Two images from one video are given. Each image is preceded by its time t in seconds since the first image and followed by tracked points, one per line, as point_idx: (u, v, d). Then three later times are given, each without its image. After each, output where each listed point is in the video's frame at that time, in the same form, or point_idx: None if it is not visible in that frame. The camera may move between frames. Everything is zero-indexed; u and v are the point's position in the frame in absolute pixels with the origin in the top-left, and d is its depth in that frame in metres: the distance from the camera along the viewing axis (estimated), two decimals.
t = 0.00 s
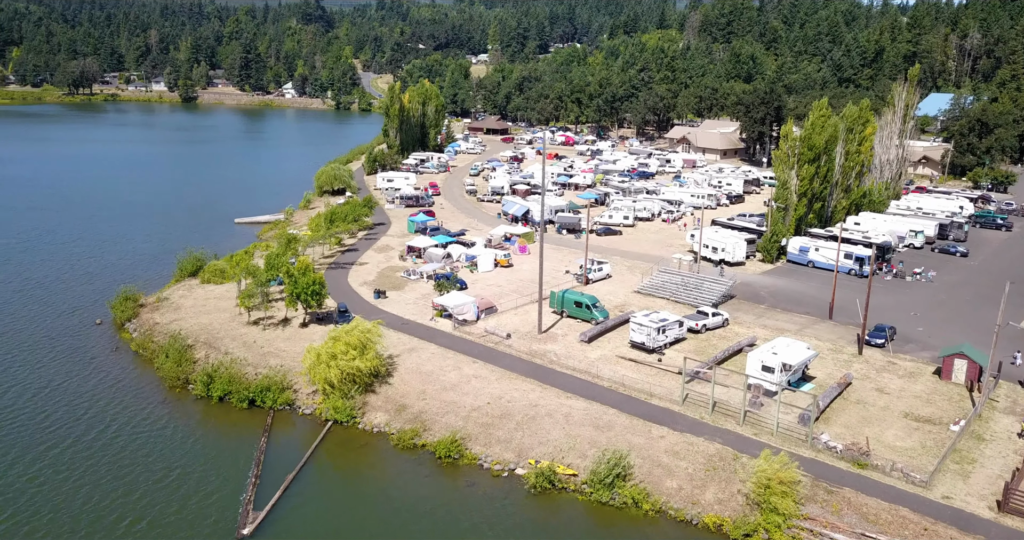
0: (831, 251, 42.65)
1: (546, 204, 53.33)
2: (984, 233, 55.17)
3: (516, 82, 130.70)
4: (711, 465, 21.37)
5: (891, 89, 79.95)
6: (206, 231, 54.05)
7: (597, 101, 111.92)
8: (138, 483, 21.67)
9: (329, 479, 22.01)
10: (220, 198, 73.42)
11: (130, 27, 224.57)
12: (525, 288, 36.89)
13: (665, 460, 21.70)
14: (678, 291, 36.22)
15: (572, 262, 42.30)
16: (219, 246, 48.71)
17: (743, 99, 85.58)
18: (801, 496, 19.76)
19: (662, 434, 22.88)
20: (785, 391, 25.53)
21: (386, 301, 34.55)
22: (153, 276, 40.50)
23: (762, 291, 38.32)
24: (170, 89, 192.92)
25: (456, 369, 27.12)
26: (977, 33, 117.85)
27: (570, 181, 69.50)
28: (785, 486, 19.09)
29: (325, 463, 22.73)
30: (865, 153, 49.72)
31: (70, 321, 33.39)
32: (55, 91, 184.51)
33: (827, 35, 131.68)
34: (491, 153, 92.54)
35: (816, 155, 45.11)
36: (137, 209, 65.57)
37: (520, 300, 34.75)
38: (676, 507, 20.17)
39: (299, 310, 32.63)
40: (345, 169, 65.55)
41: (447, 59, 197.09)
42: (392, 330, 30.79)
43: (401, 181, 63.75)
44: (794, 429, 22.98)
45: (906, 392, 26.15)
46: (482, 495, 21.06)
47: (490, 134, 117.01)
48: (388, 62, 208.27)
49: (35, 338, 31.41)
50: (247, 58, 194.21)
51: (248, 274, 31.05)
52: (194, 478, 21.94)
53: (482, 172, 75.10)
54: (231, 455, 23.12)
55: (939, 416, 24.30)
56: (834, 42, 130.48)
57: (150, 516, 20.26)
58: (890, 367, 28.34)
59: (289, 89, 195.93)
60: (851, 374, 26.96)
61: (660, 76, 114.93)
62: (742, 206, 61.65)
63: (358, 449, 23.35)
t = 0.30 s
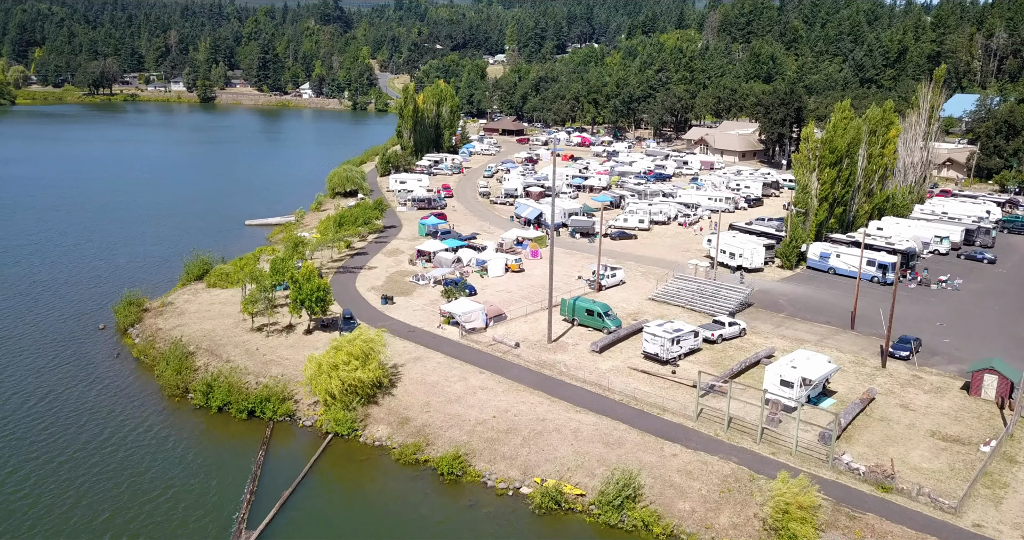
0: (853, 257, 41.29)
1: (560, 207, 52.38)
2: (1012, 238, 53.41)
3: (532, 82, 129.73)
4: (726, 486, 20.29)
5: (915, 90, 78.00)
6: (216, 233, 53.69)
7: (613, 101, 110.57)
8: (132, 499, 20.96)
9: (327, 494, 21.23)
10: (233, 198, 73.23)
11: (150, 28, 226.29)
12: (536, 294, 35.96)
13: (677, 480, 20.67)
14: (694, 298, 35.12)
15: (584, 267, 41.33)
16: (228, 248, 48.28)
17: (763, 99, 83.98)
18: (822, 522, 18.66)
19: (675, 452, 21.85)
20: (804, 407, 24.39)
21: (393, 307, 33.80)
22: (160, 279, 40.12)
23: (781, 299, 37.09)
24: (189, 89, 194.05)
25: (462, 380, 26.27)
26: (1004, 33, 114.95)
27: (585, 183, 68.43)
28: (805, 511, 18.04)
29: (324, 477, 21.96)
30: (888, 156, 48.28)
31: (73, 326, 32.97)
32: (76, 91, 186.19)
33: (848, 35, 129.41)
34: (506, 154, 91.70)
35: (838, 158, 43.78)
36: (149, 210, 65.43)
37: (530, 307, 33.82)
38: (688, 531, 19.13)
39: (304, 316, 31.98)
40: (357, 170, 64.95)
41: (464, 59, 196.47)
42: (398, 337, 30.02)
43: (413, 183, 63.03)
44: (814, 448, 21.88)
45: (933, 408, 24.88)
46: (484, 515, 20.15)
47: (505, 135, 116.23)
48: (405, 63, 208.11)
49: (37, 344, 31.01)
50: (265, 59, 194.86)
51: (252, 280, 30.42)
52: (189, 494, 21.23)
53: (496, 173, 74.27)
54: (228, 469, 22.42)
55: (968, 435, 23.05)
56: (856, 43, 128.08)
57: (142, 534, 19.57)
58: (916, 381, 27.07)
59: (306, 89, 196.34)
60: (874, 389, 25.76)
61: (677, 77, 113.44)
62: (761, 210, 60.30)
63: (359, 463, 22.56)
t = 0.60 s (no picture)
0: (868, 263, 40.13)
1: (566, 210, 51.41)
2: None
3: (541, 83, 128.71)
4: (735, 510, 19.24)
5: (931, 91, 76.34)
6: (218, 236, 53.10)
7: (623, 101, 109.33)
8: (116, 517, 20.16)
9: (318, 513, 20.32)
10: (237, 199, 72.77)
11: (161, 29, 226.72)
12: (539, 301, 35.02)
13: (682, 502, 19.66)
14: (703, 306, 34.10)
15: (590, 273, 40.36)
16: (228, 252, 47.58)
17: (774, 100, 82.60)
18: None
19: (682, 472, 20.83)
20: (818, 423, 23.31)
21: (392, 314, 32.96)
22: (157, 284, 39.49)
23: (793, 307, 35.99)
24: (198, 89, 194.17)
25: (460, 392, 25.38)
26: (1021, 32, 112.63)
27: (593, 185, 67.38)
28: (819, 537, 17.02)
29: (315, 495, 21.07)
30: (904, 159, 47.01)
31: (66, 333, 32.35)
32: (87, 91, 186.72)
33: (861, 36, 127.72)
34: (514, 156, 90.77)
35: (852, 161, 42.56)
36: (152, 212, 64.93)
37: (533, 315, 32.90)
38: None
39: (301, 323, 31.24)
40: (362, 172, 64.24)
41: (473, 59, 195.53)
42: (396, 346, 29.16)
43: (418, 186, 62.24)
44: (827, 468, 20.82)
45: (953, 425, 23.75)
46: (481, 536, 19.16)
47: (514, 136, 115.32)
48: (414, 63, 207.49)
49: (29, 351, 30.40)
50: (275, 59, 194.76)
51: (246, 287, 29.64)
52: (175, 511, 20.40)
53: (502, 175, 73.40)
54: (217, 485, 21.59)
55: (991, 455, 21.92)
56: (870, 44, 126.29)
57: None
58: (934, 395, 25.94)
59: (315, 89, 196.08)
60: (891, 404, 24.66)
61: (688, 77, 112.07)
62: (772, 213, 59.11)
63: (353, 479, 21.66)
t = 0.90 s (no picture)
0: (882, 270, 38.87)
1: (572, 213, 50.32)
2: None
3: (549, 84, 127.67)
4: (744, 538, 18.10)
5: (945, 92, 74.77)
6: (218, 239, 52.34)
7: (631, 102, 108.10)
8: None
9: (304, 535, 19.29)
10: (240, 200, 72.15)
11: (170, 29, 226.93)
12: (542, 309, 33.94)
13: (687, 528, 18.53)
14: (710, 315, 32.95)
15: (595, 279, 39.24)
16: (226, 256, 46.75)
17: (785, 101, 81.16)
18: None
19: (688, 496, 19.71)
20: (831, 443, 22.14)
21: (390, 322, 31.97)
22: (152, 290, 38.68)
23: (805, 316, 34.76)
24: (206, 90, 194.07)
25: (458, 407, 24.34)
26: None
27: (599, 187, 66.26)
28: None
29: (303, 516, 20.06)
30: (919, 162, 45.64)
31: (56, 342, 31.52)
32: (95, 91, 186.89)
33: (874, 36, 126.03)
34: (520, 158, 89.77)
35: (866, 165, 41.21)
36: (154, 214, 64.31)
37: (534, 324, 31.82)
38: None
39: (295, 333, 30.36)
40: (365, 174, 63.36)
41: (481, 59, 194.68)
42: (392, 357, 28.16)
43: (422, 188, 61.30)
44: (843, 492, 19.65)
45: (976, 445, 22.51)
46: None
47: (521, 137, 114.32)
48: (422, 63, 206.92)
49: (16, 360, 29.58)
50: (282, 60, 194.52)
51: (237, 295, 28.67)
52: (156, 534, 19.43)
53: (508, 177, 72.38)
54: (200, 506, 20.59)
55: (1016, 479, 20.69)
56: (882, 44, 124.56)
57: None
58: (954, 412, 24.71)
59: (323, 90, 195.71)
60: (908, 422, 23.45)
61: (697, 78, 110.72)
62: (782, 217, 57.81)
63: (342, 500, 20.66)
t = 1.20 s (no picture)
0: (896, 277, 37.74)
1: (577, 216, 49.34)
2: None
3: (556, 84, 126.67)
4: None
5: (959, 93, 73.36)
6: (218, 242, 51.68)
7: (638, 103, 106.90)
8: None
9: None
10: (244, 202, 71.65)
11: (178, 30, 226.87)
12: (545, 317, 32.96)
13: None
14: (719, 323, 31.93)
15: (599, 285, 38.23)
16: (225, 260, 46.08)
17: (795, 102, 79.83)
18: None
19: (695, 520, 18.71)
20: (846, 462, 21.09)
21: (388, 330, 31.08)
22: (148, 295, 38.02)
23: (816, 324, 33.67)
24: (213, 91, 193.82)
25: (456, 422, 23.41)
26: None
27: (605, 190, 65.24)
28: None
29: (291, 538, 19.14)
30: (933, 165, 44.44)
31: (46, 350, 30.85)
32: (102, 92, 186.83)
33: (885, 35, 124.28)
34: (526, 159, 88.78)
35: (879, 168, 40.02)
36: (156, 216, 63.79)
37: (537, 333, 30.85)
38: None
39: (290, 341, 29.54)
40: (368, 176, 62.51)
41: (487, 60, 193.77)
42: (389, 368, 27.24)
43: (425, 190, 60.41)
44: (858, 517, 18.62)
45: (998, 465, 21.43)
46: None
47: (527, 138, 113.37)
48: (429, 64, 206.28)
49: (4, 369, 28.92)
50: (289, 60, 194.15)
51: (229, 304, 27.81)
52: None
53: (513, 179, 71.47)
54: (184, 525, 19.71)
55: None
56: (893, 45, 122.83)
57: None
58: (974, 428, 23.62)
59: (329, 91, 195.25)
60: (927, 440, 22.36)
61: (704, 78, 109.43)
62: (792, 220, 56.65)
63: (333, 520, 19.73)
